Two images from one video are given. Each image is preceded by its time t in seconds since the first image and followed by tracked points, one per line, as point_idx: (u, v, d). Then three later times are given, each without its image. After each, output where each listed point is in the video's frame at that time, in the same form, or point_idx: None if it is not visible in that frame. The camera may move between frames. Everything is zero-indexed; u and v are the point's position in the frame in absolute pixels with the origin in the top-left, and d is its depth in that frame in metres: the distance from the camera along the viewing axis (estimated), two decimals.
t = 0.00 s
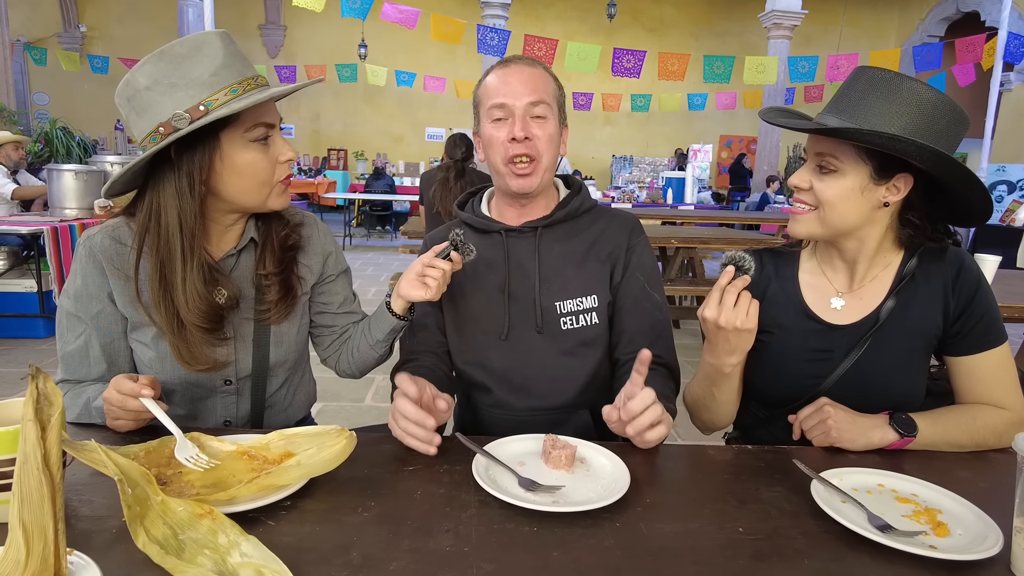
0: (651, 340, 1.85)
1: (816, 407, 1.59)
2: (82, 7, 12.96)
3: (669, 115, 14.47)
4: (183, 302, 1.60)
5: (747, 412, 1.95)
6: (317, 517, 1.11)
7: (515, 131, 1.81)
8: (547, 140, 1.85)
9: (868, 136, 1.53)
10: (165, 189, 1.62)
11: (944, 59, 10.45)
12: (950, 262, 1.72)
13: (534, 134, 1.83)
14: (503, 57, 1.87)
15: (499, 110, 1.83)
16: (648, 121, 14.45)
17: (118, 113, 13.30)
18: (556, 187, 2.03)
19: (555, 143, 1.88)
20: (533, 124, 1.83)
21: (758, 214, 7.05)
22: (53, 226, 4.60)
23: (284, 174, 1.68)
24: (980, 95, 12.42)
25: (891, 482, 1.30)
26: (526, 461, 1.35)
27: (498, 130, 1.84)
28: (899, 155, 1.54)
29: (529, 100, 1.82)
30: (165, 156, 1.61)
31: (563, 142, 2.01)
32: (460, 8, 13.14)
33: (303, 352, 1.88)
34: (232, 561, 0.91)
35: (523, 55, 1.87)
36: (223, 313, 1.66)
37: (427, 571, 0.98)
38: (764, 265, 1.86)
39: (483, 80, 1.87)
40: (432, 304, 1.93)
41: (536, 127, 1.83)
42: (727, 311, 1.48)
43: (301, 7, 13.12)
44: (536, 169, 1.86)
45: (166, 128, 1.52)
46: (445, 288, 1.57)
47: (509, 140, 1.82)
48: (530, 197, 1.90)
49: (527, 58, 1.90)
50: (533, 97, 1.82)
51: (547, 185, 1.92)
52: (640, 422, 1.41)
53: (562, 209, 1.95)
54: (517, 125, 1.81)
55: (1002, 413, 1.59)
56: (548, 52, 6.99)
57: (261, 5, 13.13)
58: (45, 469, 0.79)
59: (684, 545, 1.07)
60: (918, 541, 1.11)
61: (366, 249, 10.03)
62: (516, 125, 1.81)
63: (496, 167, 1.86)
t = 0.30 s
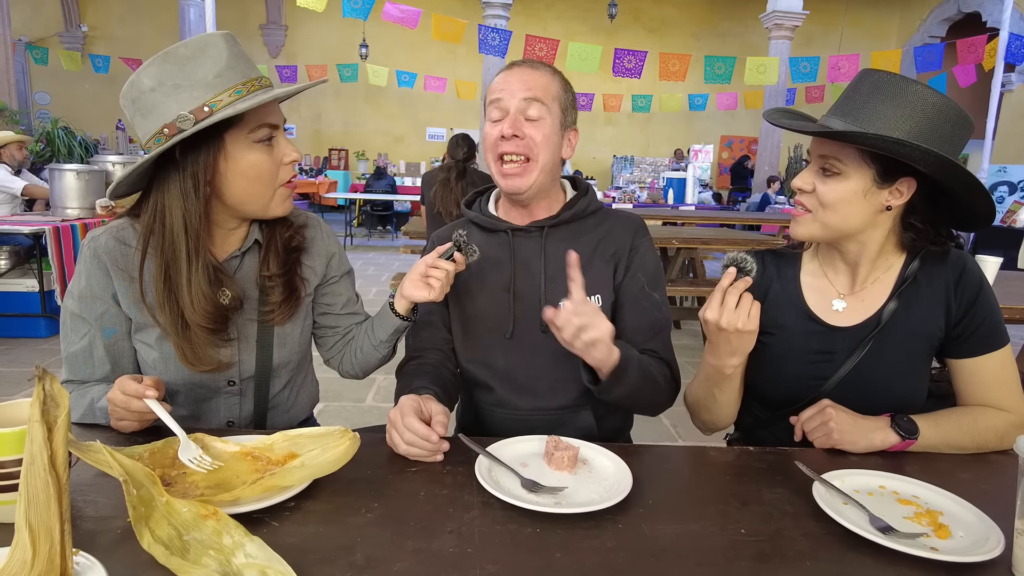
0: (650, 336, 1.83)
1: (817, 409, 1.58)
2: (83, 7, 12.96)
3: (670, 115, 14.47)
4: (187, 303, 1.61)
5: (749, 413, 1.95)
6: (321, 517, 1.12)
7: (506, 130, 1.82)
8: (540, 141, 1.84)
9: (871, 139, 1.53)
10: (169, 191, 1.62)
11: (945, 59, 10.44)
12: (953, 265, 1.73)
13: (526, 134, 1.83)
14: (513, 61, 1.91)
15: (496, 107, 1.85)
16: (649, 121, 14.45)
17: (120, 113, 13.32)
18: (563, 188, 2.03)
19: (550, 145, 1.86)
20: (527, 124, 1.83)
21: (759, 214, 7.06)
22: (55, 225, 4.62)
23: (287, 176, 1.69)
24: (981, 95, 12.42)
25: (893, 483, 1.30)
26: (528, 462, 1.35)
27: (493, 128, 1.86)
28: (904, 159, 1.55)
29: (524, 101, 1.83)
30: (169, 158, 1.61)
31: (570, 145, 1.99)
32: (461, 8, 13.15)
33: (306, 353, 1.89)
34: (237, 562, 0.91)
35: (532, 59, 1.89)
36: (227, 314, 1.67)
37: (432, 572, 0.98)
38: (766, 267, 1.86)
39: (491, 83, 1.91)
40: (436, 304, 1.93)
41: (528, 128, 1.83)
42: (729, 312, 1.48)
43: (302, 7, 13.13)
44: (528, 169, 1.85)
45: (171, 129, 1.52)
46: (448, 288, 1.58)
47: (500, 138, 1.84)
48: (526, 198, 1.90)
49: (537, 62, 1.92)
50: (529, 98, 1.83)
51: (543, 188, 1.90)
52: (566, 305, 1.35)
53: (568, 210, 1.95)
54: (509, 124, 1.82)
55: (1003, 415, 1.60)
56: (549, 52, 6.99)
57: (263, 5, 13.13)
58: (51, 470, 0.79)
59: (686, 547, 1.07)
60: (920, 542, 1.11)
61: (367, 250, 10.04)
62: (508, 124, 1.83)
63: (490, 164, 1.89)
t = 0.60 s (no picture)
0: (643, 335, 1.83)
1: (820, 407, 1.58)
2: (84, 6, 12.96)
3: (671, 116, 14.47)
4: (188, 301, 1.61)
5: (750, 412, 1.95)
6: (324, 515, 1.12)
7: (509, 137, 1.82)
8: (541, 148, 1.82)
9: (875, 140, 1.53)
10: (170, 189, 1.63)
11: (946, 60, 10.45)
12: (955, 264, 1.73)
13: (529, 141, 1.82)
14: (530, 60, 1.87)
15: (504, 110, 1.85)
16: (650, 121, 14.44)
17: (122, 113, 13.34)
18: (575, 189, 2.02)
19: (555, 153, 1.84)
20: (531, 131, 1.82)
21: (759, 214, 7.06)
22: (56, 224, 4.62)
23: (289, 175, 1.69)
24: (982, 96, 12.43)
25: (895, 482, 1.30)
26: (530, 460, 1.35)
27: (500, 131, 1.87)
28: (908, 159, 1.55)
29: (530, 107, 1.80)
30: (170, 157, 1.61)
31: (583, 150, 1.95)
32: (462, 8, 13.17)
33: (308, 352, 1.89)
34: (240, 559, 0.91)
35: (553, 60, 1.86)
36: (228, 312, 1.67)
37: (435, 570, 0.98)
38: (768, 265, 1.86)
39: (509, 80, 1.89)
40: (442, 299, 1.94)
41: (531, 135, 1.81)
42: (730, 309, 1.49)
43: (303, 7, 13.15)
44: (530, 176, 1.85)
45: (172, 128, 1.53)
46: (450, 287, 1.58)
47: (504, 144, 1.84)
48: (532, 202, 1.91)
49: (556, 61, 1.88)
50: (535, 105, 1.81)
51: (545, 193, 1.89)
52: (500, 289, 1.43)
53: (578, 210, 1.95)
54: (511, 131, 1.82)
55: (1005, 414, 1.60)
56: (550, 52, 6.99)
57: (264, 5, 13.13)
58: (55, 467, 0.80)
59: (689, 545, 1.07)
60: (923, 541, 1.11)
61: (368, 249, 10.05)
62: (513, 130, 1.82)
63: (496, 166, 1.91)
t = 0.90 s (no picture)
0: (646, 342, 1.84)
1: (820, 408, 1.58)
2: (86, 6, 12.96)
3: (672, 116, 14.47)
4: (187, 302, 1.61)
5: (751, 412, 1.95)
6: (325, 514, 1.12)
7: (522, 142, 1.83)
8: (553, 155, 1.82)
9: (877, 143, 1.52)
10: (170, 189, 1.63)
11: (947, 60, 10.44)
12: (956, 265, 1.72)
13: (541, 147, 1.82)
14: (546, 62, 1.86)
15: (518, 114, 1.85)
16: (651, 121, 14.43)
17: (123, 112, 13.36)
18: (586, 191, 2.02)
19: (566, 159, 1.84)
20: (543, 136, 1.82)
21: (760, 214, 7.06)
22: (57, 224, 4.63)
23: (289, 175, 1.69)
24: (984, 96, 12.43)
25: (896, 483, 1.30)
26: (531, 460, 1.35)
27: (513, 135, 1.87)
28: (908, 162, 1.54)
29: (544, 113, 1.80)
30: (170, 157, 1.61)
31: (596, 154, 1.95)
32: (463, 8, 13.17)
33: (308, 352, 1.89)
34: (241, 559, 0.91)
35: (569, 63, 1.85)
36: (228, 313, 1.67)
37: (435, 570, 0.98)
38: (769, 266, 1.86)
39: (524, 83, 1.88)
40: (448, 297, 1.95)
41: (544, 141, 1.82)
42: (730, 310, 1.49)
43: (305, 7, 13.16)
44: (541, 182, 1.86)
45: (171, 128, 1.53)
46: (450, 288, 1.58)
47: (516, 149, 1.85)
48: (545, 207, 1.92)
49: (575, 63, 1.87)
50: (549, 110, 1.80)
51: (556, 198, 1.90)
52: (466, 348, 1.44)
53: (588, 214, 1.94)
54: (523, 136, 1.82)
55: (1006, 415, 1.60)
56: (551, 52, 6.99)
57: (265, 5, 13.13)
58: (57, 466, 0.80)
59: (690, 545, 1.08)
60: (923, 541, 1.11)
61: (369, 249, 10.05)
62: (525, 135, 1.82)
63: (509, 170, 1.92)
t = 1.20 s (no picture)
0: (648, 344, 1.85)
1: (821, 408, 1.57)
2: (87, 6, 12.97)
3: (673, 116, 14.46)
4: (188, 301, 1.61)
5: (752, 413, 1.95)
6: (325, 514, 1.12)
7: (527, 149, 1.83)
8: (560, 161, 1.82)
9: (878, 144, 1.52)
10: (170, 186, 1.62)
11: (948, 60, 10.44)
12: (957, 264, 1.72)
13: (547, 153, 1.82)
14: (550, 64, 1.84)
15: (522, 120, 1.85)
16: (652, 121, 14.42)
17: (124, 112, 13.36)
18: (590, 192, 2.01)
19: (573, 164, 1.84)
20: (549, 143, 1.82)
21: (761, 214, 7.06)
22: (59, 224, 4.63)
23: (290, 174, 1.69)
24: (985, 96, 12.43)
25: (897, 483, 1.30)
26: (532, 459, 1.35)
27: (518, 141, 1.87)
28: (910, 163, 1.54)
29: (549, 119, 1.80)
30: (170, 155, 1.61)
31: (602, 156, 1.95)
32: (464, 8, 13.18)
33: (309, 351, 1.89)
34: (241, 558, 0.90)
35: (573, 65, 1.82)
36: (228, 312, 1.67)
37: (436, 570, 0.98)
38: (770, 267, 1.86)
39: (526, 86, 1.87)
40: (452, 294, 1.95)
41: (550, 148, 1.82)
42: (731, 311, 1.49)
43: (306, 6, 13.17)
44: (549, 186, 1.86)
45: (172, 127, 1.53)
46: (451, 287, 1.58)
47: (522, 155, 1.85)
48: (551, 208, 1.92)
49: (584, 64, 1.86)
50: (553, 116, 1.80)
51: (564, 200, 1.91)
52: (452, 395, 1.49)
53: (593, 214, 1.95)
54: (530, 143, 1.83)
55: (1008, 415, 1.60)
56: (552, 52, 6.97)
57: (266, 4, 13.12)
58: (57, 464, 0.80)
59: (691, 545, 1.07)
60: (924, 541, 1.11)
61: (370, 249, 10.05)
62: (531, 142, 1.83)
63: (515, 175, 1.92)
